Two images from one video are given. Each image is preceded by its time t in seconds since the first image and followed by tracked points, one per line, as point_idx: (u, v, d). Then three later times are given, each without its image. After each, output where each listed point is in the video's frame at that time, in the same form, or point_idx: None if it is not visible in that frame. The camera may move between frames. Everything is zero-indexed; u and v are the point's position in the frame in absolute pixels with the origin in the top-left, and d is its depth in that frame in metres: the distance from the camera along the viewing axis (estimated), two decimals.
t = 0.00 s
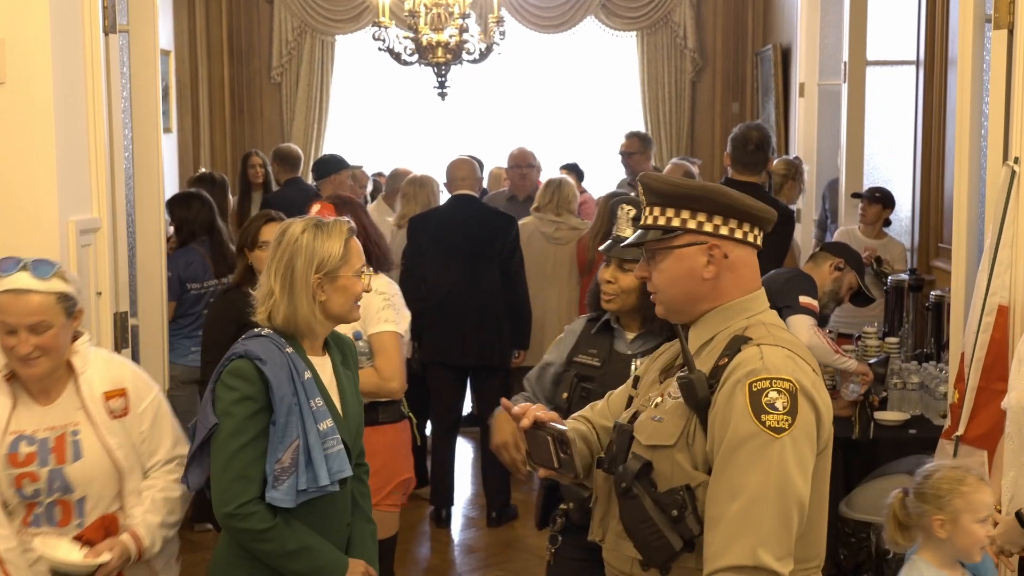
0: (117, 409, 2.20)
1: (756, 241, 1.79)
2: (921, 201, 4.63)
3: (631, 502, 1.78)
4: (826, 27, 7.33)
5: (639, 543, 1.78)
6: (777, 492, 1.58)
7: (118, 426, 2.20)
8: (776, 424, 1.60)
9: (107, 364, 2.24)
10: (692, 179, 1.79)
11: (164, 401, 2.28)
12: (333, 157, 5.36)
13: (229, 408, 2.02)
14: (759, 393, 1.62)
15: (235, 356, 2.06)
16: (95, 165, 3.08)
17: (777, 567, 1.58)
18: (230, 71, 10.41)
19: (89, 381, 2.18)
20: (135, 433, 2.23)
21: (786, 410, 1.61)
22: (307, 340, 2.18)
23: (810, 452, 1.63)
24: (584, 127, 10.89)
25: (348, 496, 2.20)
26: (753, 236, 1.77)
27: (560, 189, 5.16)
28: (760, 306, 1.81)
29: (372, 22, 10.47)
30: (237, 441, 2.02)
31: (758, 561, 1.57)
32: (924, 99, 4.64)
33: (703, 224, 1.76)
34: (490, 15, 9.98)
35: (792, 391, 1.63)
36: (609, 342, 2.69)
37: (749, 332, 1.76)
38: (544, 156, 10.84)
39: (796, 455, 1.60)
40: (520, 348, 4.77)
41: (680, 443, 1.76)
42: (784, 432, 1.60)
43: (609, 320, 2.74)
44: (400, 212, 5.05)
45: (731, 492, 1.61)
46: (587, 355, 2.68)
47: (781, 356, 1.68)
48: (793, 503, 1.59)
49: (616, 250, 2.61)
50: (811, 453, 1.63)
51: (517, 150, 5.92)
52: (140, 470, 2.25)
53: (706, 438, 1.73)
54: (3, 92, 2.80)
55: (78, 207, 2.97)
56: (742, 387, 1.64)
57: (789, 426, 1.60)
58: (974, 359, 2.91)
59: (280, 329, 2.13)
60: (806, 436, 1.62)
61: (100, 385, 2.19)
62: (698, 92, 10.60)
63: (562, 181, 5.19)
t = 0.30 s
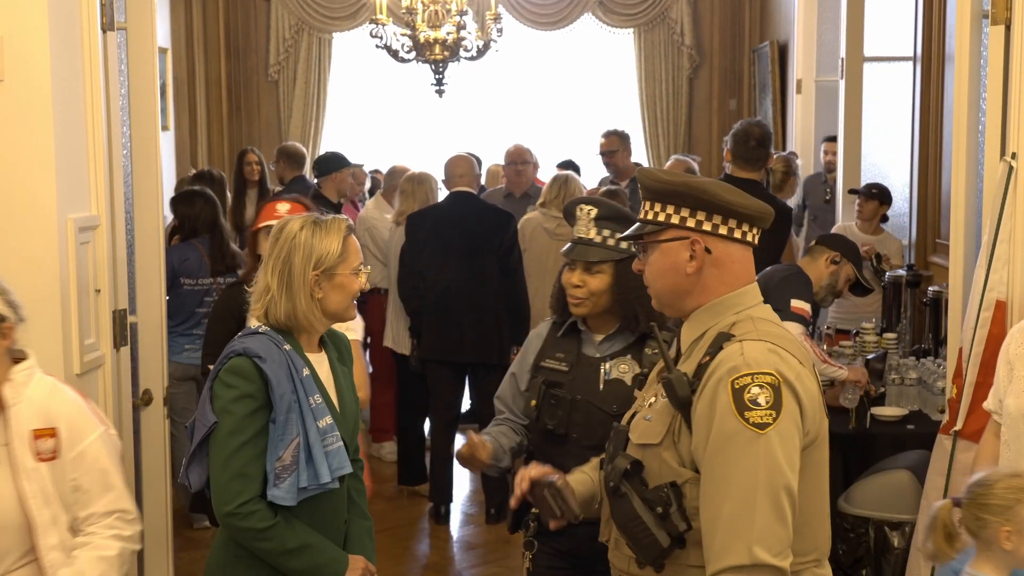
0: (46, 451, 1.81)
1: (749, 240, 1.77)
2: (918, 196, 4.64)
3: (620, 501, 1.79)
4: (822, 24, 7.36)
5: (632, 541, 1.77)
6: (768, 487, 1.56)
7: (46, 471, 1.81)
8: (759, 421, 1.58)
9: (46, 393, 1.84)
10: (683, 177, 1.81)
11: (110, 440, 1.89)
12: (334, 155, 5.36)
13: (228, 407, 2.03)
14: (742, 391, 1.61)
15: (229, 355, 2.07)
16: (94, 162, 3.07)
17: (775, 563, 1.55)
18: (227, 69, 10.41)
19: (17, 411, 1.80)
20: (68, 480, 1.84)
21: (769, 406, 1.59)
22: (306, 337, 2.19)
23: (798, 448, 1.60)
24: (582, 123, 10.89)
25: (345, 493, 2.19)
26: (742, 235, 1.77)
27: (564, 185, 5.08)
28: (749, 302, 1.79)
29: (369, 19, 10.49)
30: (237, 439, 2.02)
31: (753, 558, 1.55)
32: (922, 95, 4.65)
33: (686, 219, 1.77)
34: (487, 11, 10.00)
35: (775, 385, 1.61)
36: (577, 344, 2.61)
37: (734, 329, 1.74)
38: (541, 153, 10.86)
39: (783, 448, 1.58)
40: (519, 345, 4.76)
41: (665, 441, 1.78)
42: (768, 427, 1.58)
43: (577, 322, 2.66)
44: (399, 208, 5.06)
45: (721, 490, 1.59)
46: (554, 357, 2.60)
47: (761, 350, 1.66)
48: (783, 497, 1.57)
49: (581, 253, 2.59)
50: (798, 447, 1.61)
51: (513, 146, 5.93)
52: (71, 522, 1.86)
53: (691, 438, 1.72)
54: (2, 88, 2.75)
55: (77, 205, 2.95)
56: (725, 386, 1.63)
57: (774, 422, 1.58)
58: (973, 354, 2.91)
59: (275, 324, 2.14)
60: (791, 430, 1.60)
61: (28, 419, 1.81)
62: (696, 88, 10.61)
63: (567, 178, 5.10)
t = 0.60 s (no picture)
0: None
1: (732, 234, 1.76)
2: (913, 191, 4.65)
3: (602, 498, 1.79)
4: (819, 20, 7.38)
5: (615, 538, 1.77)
6: (736, 484, 1.55)
7: None
8: (726, 417, 1.57)
9: None
10: (665, 172, 1.80)
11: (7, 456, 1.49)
12: (334, 153, 5.36)
13: (226, 407, 2.01)
14: (710, 387, 1.60)
15: (223, 357, 2.06)
16: (90, 158, 3.07)
17: (744, 559, 1.54)
18: (223, 66, 10.41)
19: None
20: None
21: (737, 402, 1.58)
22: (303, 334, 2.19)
23: (768, 443, 1.59)
24: (579, 120, 10.90)
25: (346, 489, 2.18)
26: (724, 230, 1.75)
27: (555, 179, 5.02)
28: (732, 295, 1.77)
29: (366, 15, 10.49)
30: (235, 438, 2.01)
31: (721, 553, 1.54)
32: (918, 90, 4.65)
33: (668, 216, 1.76)
34: (483, 8, 10.01)
35: (744, 381, 1.60)
36: (563, 342, 2.58)
37: (712, 325, 1.73)
38: (538, 150, 10.86)
39: (751, 445, 1.57)
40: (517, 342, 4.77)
41: (645, 437, 1.80)
42: (735, 424, 1.57)
43: (564, 318, 2.63)
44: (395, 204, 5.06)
45: (693, 487, 1.59)
46: (540, 353, 2.58)
47: (732, 345, 1.65)
48: (753, 493, 1.56)
49: (565, 249, 2.57)
50: (768, 443, 1.59)
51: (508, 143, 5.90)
52: None
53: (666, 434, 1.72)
54: None
55: (73, 201, 2.94)
56: (694, 384, 1.63)
57: (741, 417, 1.57)
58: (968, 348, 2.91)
59: (271, 321, 2.13)
60: (761, 425, 1.59)
61: None
62: (692, 85, 10.62)
63: (562, 174, 5.04)
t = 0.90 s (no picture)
0: None
1: (710, 231, 1.76)
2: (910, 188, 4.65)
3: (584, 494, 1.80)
4: (816, 16, 7.38)
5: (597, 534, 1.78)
6: (702, 479, 1.56)
7: None
8: (692, 412, 1.58)
9: None
10: (645, 169, 1.79)
11: None
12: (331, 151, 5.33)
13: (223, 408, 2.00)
14: (677, 383, 1.61)
15: (218, 359, 2.04)
16: (87, 155, 3.07)
17: (712, 554, 1.55)
18: (220, 63, 10.41)
19: None
20: None
21: (703, 397, 1.59)
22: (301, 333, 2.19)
23: (735, 438, 1.59)
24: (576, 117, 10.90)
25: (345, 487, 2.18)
26: (702, 227, 1.76)
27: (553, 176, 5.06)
28: (708, 291, 1.76)
29: (363, 12, 10.49)
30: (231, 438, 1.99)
31: (687, 547, 1.55)
32: (914, 86, 4.66)
33: (646, 215, 1.76)
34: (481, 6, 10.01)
35: (710, 376, 1.60)
36: (568, 337, 2.53)
37: (686, 322, 1.73)
38: (535, 147, 10.87)
39: (718, 441, 1.57)
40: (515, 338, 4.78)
41: (624, 434, 1.84)
42: (700, 419, 1.57)
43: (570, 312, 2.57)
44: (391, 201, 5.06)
45: (663, 481, 1.60)
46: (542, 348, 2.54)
47: (700, 341, 1.65)
48: (721, 487, 1.56)
49: (573, 243, 2.47)
50: (736, 437, 1.59)
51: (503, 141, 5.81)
52: None
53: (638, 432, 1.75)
54: None
55: (71, 198, 2.94)
56: (663, 379, 1.64)
57: (707, 413, 1.58)
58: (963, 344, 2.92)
59: (272, 320, 2.13)
60: (728, 421, 1.58)
61: None
62: (689, 82, 10.63)
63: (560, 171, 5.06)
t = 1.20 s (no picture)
0: None
1: (697, 228, 1.77)
2: (907, 184, 4.65)
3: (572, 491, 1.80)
4: (813, 13, 7.39)
5: (585, 531, 1.78)
6: (683, 471, 1.56)
7: None
8: (672, 405, 1.59)
9: None
10: (632, 168, 1.79)
11: None
12: (326, 149, 5.34)
13: (224, 406, 1.99)
14: (659, 377, 1.62)
15: (216, 359, 2.03)
16: (84, 152, 3.06)
17: (696, 547, 1.55)
18: (217, 61, 10.40)
19: None
20: None
21: (683, 391, 1.59)
22: (300, 331, 2.19)
23: (716, 431, 1.59)
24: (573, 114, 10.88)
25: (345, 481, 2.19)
26: (688, 225, 1.76)
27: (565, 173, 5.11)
28: (694, 288, 1.76)
29: (360, 9, 10.49)
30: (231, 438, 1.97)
31: (670, 540, 1.55)
32: (911, 84, 4.67)
33: (635, 212, 1.76)
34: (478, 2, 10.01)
35: (691, 369, 1.61)
36: (573, 334, 2.48)
37: (670, 318, 1.74)
38: (532, 145, 10.87)
39: (699, 434, 1.57)
40: (513, 336, 4.78)
41: (612, 431, 1.85)
42: (681, 412, 1.58)
43: (575, 310, 2.54)
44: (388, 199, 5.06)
45: (647, 475, 1.61)
46: (547, 347, 2.49)
47: (681, 335, 1.66)
48: (702, 479, 1.56)
49: (575, 239, 2.47)
50: (718, 430, 1.59)
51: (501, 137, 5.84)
52: None
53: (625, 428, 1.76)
54: None
55: (67, 195, 2.93)
56: (645, 374, 1.65)
57: (687, 405, 1.58)
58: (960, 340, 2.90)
59: (270, 318, 2.14)
60: (709, 414, 1.59)
61: None
62: (687, 79, 10.63)
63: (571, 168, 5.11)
